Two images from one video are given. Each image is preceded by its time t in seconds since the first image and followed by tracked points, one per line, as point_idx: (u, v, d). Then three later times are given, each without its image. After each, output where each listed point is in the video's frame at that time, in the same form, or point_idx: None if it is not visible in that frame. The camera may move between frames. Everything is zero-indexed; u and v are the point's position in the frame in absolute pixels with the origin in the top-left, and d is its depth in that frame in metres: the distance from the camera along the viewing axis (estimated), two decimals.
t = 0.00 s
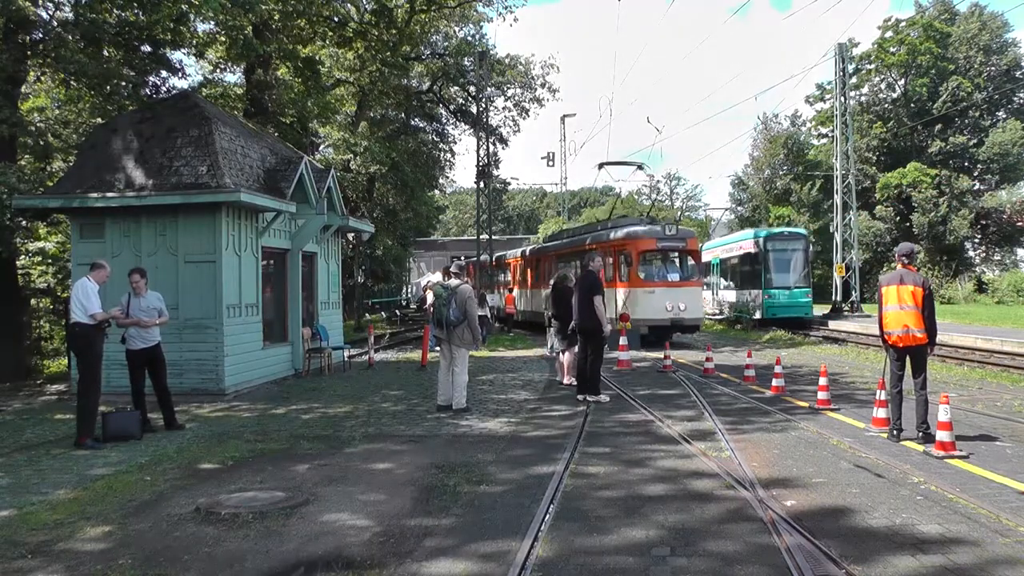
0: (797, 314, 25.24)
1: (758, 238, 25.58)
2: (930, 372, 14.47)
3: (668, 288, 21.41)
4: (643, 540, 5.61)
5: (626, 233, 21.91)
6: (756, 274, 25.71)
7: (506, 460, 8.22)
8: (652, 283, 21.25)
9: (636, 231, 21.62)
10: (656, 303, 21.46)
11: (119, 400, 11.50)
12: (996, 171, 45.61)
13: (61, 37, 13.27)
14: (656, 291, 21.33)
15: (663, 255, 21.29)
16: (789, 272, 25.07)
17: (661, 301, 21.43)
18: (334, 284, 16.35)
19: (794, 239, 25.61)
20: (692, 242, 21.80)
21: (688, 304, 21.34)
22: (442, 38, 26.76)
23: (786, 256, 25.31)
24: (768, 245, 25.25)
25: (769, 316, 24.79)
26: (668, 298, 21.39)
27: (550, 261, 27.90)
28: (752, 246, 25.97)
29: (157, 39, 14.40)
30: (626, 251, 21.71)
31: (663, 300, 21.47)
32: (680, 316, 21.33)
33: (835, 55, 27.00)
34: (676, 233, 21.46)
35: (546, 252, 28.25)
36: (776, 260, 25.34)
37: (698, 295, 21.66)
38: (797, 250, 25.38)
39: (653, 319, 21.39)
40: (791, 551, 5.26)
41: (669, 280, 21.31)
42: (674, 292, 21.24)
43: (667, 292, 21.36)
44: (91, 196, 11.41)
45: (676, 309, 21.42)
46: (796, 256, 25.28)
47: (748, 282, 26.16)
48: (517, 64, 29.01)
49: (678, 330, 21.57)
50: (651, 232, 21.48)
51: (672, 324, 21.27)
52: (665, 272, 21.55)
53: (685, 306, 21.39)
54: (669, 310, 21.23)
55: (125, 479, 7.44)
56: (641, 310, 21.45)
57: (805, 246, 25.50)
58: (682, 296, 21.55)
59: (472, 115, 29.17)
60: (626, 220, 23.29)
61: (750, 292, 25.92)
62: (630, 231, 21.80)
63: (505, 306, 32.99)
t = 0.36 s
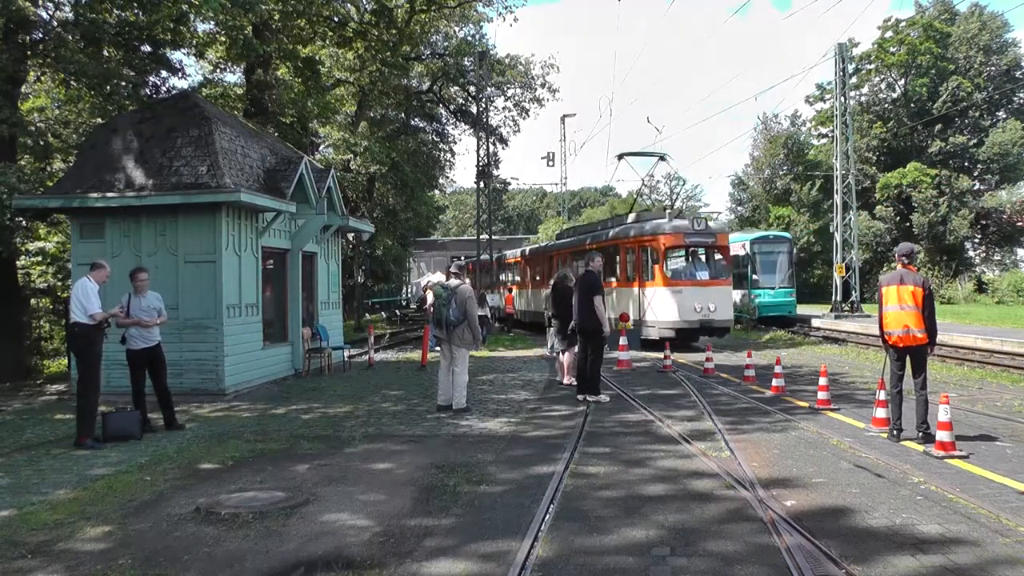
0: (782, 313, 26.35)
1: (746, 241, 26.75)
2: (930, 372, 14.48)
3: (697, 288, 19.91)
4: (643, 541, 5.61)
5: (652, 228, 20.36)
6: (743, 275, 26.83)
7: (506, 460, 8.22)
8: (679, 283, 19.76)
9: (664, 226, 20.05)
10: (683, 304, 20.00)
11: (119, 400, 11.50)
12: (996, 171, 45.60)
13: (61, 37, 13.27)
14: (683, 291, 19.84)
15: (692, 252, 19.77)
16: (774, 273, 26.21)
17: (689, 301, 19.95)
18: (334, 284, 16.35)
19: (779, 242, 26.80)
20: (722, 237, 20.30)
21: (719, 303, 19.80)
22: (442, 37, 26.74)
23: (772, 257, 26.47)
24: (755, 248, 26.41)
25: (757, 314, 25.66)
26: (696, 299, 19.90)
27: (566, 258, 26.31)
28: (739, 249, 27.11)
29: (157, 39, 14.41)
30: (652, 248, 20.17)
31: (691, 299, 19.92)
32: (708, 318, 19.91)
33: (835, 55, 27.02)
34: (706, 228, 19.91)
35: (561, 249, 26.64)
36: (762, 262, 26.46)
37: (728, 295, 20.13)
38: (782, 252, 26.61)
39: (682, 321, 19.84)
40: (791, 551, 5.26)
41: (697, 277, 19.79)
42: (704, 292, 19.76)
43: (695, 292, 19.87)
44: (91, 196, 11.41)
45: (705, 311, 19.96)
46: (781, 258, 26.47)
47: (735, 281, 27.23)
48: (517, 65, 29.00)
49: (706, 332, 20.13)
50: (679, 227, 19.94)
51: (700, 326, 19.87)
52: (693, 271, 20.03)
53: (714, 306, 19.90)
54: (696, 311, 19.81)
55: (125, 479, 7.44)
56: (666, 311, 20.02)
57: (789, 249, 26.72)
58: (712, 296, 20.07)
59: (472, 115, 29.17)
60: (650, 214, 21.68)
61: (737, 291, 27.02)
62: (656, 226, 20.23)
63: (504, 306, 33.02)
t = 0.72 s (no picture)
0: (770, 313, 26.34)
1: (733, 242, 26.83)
2: (930, 372, 14.47)
3: (730, 287, 18.30)
4: (643, 540, 5.61)
5: (681, 222, 18.80)
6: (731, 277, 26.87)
7: (505, 460, 8.22)
8: (711, 281, 18.18)
9: (697, 219, 18.46)
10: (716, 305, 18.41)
11: (119, 400, 11.49)
12: (996, 171, 45.56)
13: (61, 37, 13.27)
14: (716, 290, 18.26)
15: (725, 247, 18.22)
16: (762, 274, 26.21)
17: (721, 302, 18.34)
18: (334, 283, 16.34)
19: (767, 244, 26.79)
20: (757, 233, 18.74)
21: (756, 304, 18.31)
22: (442, 37, 26.70)
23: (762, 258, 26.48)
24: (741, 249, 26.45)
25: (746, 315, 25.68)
26: (729, 299, 18.28)
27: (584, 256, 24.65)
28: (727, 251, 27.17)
29: (157, 39, 14.44)
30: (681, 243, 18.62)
31: (726, 299, 18.31)
32: (743, 320, 18.26)
33: (835, 55, 27.02)
34: (740, 222, 18.37)
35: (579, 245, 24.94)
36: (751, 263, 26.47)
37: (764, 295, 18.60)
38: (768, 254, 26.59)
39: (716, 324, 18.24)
40: (791, 551, 5.26)
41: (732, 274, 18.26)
42: (739, 292, 18.23)
43: (728, 291, 18.26)
44: (91, 196, 11.41)
45: (739, 312, 18.34)
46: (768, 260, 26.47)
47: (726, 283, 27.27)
48: (517, 64, 28.98)
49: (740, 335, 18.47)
50: (711, 221, 18.39)
51: (734, 329, 18.22)
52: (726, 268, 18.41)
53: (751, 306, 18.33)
54: (729, 312, 18.16)
55: (125, 479, 7.44)
56: (697, 313, 18.43)
57: (777, 250, 26.69)
58: (746, 296, 18.47)
59: (472, 115, 29.17)
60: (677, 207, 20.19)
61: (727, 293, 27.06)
62: (686, 220, 18.71)
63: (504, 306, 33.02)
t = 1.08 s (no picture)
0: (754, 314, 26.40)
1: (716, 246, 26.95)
2: (918, 373, 14.57)
3: (758, 286, 16.72)
4: (631, 540, 5.64)
5: (705, 215, 17.09)
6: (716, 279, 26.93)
7: (494, 461, 8.23)
8: (738, 280, 16.56)
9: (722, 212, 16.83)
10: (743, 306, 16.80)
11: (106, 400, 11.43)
12: (983, 173, 45.90)
13: (49, 36, 13.14)
14: (744, 290, 16.67)
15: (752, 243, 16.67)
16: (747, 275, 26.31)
17: (748, 302, 16.75)
18: (323, 284, 16.30)
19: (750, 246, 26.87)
20: (786, 227, 17.16)
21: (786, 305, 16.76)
22: (432, 38, 26.64)
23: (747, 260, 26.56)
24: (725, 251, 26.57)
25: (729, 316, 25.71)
26: (758, 299, 16.71)
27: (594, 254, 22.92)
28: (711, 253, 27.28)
29: (146, 38, 14.44)
30: (705, 238, 16.90)
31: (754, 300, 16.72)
32: (772, 323, 16.70)
33: (825, 57, 27.16)
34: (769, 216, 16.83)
35: (588, 243, 23.24)
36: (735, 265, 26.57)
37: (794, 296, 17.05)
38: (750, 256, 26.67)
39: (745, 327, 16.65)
40: (779, 551, 5.29)
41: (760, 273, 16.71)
42: (768, 292, 16.70)
43: (756, 291, 16.67)
44: (79, 196, 11.33)
45: (768, 314, 16.76)
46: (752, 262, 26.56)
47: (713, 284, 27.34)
48: (507, 65, 28.97)
49: (767, 338, 16.92)
50: (737, 214, 16.77)
51: (762, 332, 16.67)
52: (753, 266, 16.80)
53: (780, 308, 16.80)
54: (758, 313, 16.58)
55: (113, 480, 7.40)
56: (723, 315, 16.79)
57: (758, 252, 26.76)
58: (775, 296, 16.91)
59: (462, 115, 29.16)
60: (694, 199, 18.52)
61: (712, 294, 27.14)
62: (709, 213, 17.02)
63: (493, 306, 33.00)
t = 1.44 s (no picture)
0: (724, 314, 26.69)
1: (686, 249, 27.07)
2: (884, 373, 14.86)
3: (773, 286, 15.05)
4: (600, 540, 5.68)
5: (714, 208, 15.36)
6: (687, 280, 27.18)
7: (464, 462, 8.23)
8: (751, 280, 14.87)
9: (735, 206, 15.09)
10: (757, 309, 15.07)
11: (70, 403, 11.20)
12: (948, 176, 47.06)
13: (12, 30, 12.68)
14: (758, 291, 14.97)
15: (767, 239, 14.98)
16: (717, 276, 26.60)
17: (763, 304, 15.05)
18: (292, 284, 16.15)
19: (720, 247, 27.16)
20: (803, 222, 15.41)
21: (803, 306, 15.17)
22: (402, 37, 26.58)
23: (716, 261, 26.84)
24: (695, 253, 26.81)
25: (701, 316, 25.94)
26: (773, 301, 15.03)
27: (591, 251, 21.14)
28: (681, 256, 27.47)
29: (114, 34, 14.26)
30: (714, 234, 15.20)
31: (769, 302, 15.01)
32: (789, 327, 15.03)
33: (794, 60, 27.54)
34: (785, 209, 15.13)
35: (584, 240, 21.49)
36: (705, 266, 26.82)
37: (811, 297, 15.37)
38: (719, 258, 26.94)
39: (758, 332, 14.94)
40: (747, 549, 5.37)
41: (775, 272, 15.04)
42: (784, 292, 15.01)
43: (772, 292, 14.99)
44: (44, 194, 11.10)
45: (784, 317, 15.08)
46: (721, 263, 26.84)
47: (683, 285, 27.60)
48: (478, 65, 28.88)
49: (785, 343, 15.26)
50: (751, 207, 15.04)
51: (779, 337, 14.98)
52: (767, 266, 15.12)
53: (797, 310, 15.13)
54: (774, 316, 14.89)
55: (78, 484, 7.26)
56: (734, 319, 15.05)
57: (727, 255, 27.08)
58: (791, 297, 15.22)
59: (432, 116, 29.04)
60: (701, 191, 16.67)
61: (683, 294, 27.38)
62: (718, 206, 15.30)
63: (464, 307, 32.97)
